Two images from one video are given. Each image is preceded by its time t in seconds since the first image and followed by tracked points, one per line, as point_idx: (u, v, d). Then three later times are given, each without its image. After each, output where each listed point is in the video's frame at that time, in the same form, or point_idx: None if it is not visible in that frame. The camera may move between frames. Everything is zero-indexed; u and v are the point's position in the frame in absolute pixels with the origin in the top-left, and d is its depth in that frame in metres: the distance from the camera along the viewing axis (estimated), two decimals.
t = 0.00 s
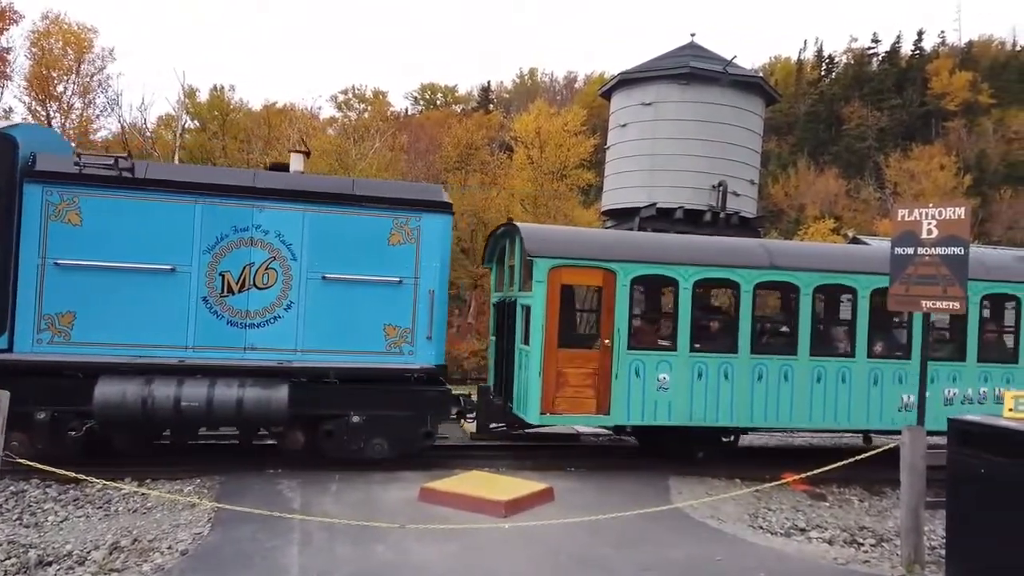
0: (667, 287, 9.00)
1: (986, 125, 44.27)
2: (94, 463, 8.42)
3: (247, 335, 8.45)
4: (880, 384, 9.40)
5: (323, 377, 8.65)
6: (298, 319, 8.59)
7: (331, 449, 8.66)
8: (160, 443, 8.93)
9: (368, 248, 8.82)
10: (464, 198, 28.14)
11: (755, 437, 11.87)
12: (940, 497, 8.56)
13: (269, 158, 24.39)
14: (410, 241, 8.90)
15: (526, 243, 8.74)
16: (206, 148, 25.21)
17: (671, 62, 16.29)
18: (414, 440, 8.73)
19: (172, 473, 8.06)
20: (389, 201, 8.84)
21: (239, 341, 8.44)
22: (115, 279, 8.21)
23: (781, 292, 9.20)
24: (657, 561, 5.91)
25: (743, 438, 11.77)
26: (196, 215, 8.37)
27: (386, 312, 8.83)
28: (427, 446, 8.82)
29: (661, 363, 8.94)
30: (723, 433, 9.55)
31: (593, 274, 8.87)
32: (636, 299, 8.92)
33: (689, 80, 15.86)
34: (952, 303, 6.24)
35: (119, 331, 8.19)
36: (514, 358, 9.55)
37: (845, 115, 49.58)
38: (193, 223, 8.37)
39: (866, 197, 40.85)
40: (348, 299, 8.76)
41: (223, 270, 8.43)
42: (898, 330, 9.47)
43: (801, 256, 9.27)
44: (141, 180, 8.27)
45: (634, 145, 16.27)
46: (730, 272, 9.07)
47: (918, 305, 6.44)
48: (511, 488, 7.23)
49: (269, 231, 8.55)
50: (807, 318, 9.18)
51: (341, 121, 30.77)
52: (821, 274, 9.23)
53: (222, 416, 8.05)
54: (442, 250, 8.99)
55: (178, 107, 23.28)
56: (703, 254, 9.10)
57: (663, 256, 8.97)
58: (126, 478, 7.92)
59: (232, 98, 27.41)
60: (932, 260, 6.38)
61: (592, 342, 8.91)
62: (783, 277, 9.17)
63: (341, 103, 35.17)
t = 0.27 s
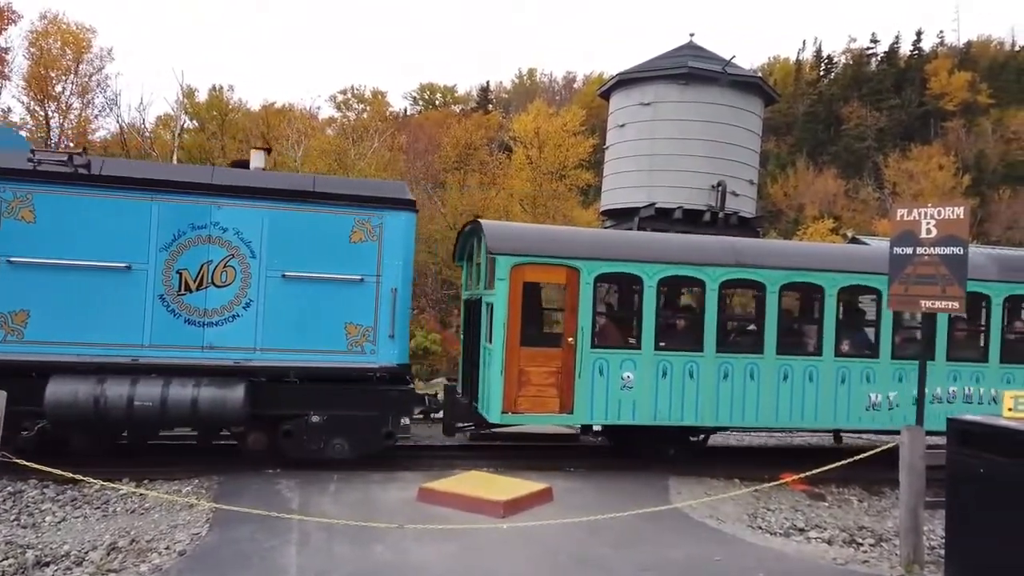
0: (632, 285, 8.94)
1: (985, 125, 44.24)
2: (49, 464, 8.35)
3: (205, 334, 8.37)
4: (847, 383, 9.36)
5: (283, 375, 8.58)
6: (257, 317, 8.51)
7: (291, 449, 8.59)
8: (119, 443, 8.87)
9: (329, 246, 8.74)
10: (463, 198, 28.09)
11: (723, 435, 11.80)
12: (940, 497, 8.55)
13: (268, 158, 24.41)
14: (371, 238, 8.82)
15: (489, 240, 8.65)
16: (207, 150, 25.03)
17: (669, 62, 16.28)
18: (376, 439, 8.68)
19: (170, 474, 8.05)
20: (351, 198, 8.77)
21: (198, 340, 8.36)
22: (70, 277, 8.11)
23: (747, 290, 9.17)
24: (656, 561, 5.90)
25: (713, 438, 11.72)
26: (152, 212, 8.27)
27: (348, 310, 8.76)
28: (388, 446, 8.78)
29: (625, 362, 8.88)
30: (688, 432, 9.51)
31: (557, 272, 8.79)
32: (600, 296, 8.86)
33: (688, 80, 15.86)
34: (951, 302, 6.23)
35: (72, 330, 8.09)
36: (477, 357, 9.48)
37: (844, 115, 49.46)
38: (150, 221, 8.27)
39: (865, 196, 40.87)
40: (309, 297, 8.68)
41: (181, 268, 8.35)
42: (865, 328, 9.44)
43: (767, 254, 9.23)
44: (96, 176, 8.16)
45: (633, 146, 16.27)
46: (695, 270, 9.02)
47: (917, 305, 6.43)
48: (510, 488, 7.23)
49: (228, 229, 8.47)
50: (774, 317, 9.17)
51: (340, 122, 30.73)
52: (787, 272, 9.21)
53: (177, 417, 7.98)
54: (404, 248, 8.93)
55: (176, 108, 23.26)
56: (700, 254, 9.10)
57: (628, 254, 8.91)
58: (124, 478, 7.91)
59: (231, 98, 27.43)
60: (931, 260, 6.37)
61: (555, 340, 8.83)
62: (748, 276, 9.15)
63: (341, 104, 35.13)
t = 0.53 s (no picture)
0: (595, 282, 8.84)
1: (984, 124, 44.28)
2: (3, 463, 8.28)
3: (161, 332, 8.30)
4: (814, 380, 9.22)
5: (241, 373, 8.51)
6: (215, 314, 8.43)
7: (249, 448, 8.51)
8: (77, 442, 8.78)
9: (288, 243, 8.64)
10: (462, 197, 28.11)
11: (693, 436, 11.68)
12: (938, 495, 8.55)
13: (266, 157, 24.41)
14: (331, 235, 8.74)
15: (450, 235, 8.56)
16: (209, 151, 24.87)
17: (668, 61, 16.27)
18: (337, 438, 8.58)
19: (168, 473, 8.04)
20: (310, 194, 8.70)
21: (154, 338, 8.28)
22: (22, 274, 8.06)
23: (712, 288, 9.05)
24: (655, 560, 5.89)
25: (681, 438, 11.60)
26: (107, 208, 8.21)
27: (308, 307, 8.68)
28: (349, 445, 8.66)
29: (588, 360, 8.78)
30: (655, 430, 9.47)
31: (518, 269, 8.71)
32: (562, 293, 8.77)
33: (686, 79, 15.86)
34: (949, 300, 6.22)
35: (19, 328, 8.03)
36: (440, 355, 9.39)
37: (843, 114, 49.37)
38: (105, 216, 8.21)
39: (864, 195, 40.91)
40: (268, 294, 8.60)
41: (136, 265, 8.27)
42: (832, 325, 9.30)
43: (732, 251, 9.11)
44: (49, 172, 8.11)
45: (632, 144, 16.25)
46: (661, 267, 8.92)
47: (915, 303, 6.42)
48: (509, 487, 7.22)
49: (184, 224, 8.40)
50: (740, 314, 9.05)
51: (339, 121, 30.70)
52: (753, 269, 9.09)
53: (129, 415, 7.87)
54: (365, 244, 8.85)
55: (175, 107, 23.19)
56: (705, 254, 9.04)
57: (593, 251, 8.83)
58: (122, 477, 7.89)
59: (229, 98, 27.42)
60: (930, 258, 6.37)
61: (517, 337, 8.74)
62: (715, 273, 9.03)
63: (339, 103, 35.12)
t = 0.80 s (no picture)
0: (544, 276, 8.84)
1: (967, 120, 44.69)
2: None
3: (101, 327, 8.20)
4: (765, 374, 9.25)
5: (183, 369, 8.41)
6: (157, 309, 8.35)
7: (192, 444, 8.43)
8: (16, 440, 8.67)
9: (233, 237, 8.59)
10: (448, 193, 28.06)
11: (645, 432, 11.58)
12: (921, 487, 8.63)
13: (251, 153, 24.24)
14: (277, 228, 8.69)
15: (396, 230, 8.51)
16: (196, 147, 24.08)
17: (654, 56, 16.29)
18: (281, 435, 8.54)
19: (151, 472, 7.99)
20: (254, 187, 8.63)
21: (93, 334, 8.19)
22: None
23: (664, 282, 9.07)
24: (640, 554, 5.91)
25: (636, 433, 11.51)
26: (43, 201, 8.10)
27: (253, 302, 8.61)
28: (294, 442, 8.61)
29: (538, 355, 8.77)
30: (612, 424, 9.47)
31: (467, 263, 8.67)
32: (511, 288, 8.75)
33: (672, 74, 15.90)
34: (931, 294, 6.26)
35: None
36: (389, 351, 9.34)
37: (828, 110, 49.59)
38: (41, 210, 8.10)
39: (849, 191, 41.12)
40: (211, 289, 8.51)
41: (74, 259, 8.17)
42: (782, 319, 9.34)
43: (682, 245, 9.14)
44: None
45: (619, 139, 16.26)
46: (609, 261, 8.93)
47: (897, 297, 6.46)
48: (494, 483, 7.22)
49: (124, 218, 8.31)
50: (692, 308, 9.07)
51: (325, 116, 30.50)
52: (704, 264, 9.13)
53: (63, 412, 7.76)
54: (310, 238, 8.82)
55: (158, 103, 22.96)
56: (694, 251, 9.11)
57: (542, 246, 8.82)
58: (104, 476, 7.84)
59: (214, 93, 27.21)
60: (912, 253, 6.41)
61: (465, 333, 8.71)
62: (665, 266, 9.05)
63: (325, 98, 34.92)
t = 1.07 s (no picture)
0: (474, 268, 8.84)
1: (928, 115, 45.60)
2: None
3: (12, 321, 7.89)
4: (698, 365, 9.27)
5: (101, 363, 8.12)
6: (72, 301, 8.04)
7: (109, 440, 8.20)
8: None
9: (151, 226, 8.27)
10: (417, 185, 27.94)
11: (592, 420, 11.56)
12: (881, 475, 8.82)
13: (216, 144, 23.81)
14: (199, 218, 8.39)
15: (319, 222, 8.44)
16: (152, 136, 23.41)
17: (623, 49, 16.34)
18: (203, 430, 8.33)
19: (113, 468, 7.86)
20: (176, 175, 8.32)
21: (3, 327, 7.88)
22: None
23: (597, 273, 9.10)
24: (606, 544, 5.96)
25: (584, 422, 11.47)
26: None
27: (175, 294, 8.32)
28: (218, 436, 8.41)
29: (468, 347, 8.76)
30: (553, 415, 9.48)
31: (395, 255, 8.65)
32: (441, 280, 8.74)
33: (641, 67, 15.97)
34: (890, 286, 6.41)
35: None
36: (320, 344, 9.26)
37: (794, 104, 50.24)
38: None
39: (814, 185, 41.70)
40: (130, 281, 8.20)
41: None
42: (716, 308, 9.35)
43: (616, 236, 9.14)
44: None
45: (588, 132, 16.30)
46: (539, 252, 8.93)
47: (857, 289, 6.58)
48: (461, 475, 7.21)
49: (36, 207, 7.98)
50: (624, 298, 9.08)
51: (292, 108, 30.10)
52: (637, 254, 9.15)
53: None
54: (235, 228, 8.53)
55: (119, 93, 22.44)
56: (661, 244, 9.19)
57: (470, 237, 8.78)
58: (64, 473, 7.70)
59: (176, 83, 26.71)
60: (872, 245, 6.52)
61: (393, 326, 8.67)
62: (596, 257, 9.06)
63: (292, 89, 34.50)
